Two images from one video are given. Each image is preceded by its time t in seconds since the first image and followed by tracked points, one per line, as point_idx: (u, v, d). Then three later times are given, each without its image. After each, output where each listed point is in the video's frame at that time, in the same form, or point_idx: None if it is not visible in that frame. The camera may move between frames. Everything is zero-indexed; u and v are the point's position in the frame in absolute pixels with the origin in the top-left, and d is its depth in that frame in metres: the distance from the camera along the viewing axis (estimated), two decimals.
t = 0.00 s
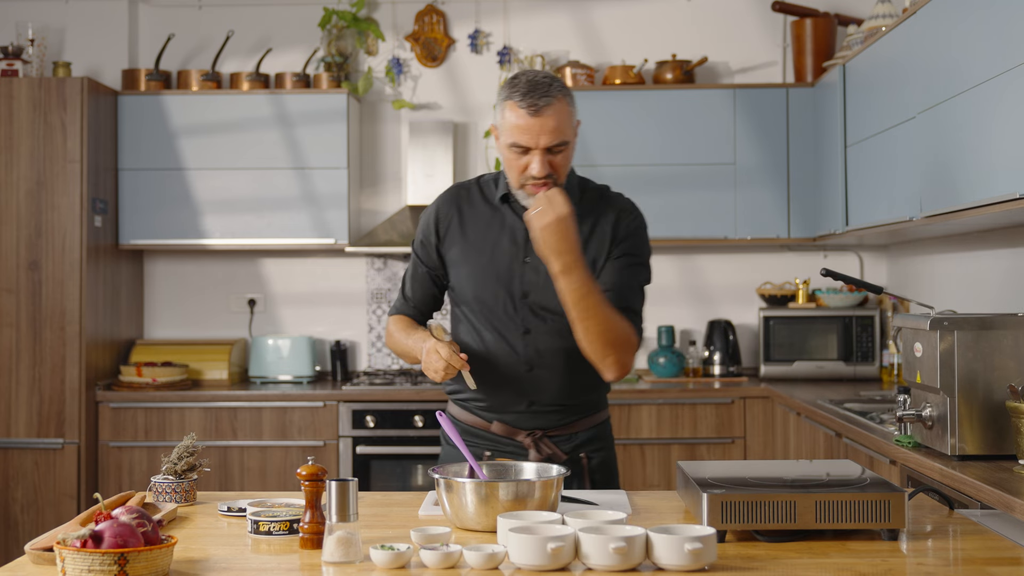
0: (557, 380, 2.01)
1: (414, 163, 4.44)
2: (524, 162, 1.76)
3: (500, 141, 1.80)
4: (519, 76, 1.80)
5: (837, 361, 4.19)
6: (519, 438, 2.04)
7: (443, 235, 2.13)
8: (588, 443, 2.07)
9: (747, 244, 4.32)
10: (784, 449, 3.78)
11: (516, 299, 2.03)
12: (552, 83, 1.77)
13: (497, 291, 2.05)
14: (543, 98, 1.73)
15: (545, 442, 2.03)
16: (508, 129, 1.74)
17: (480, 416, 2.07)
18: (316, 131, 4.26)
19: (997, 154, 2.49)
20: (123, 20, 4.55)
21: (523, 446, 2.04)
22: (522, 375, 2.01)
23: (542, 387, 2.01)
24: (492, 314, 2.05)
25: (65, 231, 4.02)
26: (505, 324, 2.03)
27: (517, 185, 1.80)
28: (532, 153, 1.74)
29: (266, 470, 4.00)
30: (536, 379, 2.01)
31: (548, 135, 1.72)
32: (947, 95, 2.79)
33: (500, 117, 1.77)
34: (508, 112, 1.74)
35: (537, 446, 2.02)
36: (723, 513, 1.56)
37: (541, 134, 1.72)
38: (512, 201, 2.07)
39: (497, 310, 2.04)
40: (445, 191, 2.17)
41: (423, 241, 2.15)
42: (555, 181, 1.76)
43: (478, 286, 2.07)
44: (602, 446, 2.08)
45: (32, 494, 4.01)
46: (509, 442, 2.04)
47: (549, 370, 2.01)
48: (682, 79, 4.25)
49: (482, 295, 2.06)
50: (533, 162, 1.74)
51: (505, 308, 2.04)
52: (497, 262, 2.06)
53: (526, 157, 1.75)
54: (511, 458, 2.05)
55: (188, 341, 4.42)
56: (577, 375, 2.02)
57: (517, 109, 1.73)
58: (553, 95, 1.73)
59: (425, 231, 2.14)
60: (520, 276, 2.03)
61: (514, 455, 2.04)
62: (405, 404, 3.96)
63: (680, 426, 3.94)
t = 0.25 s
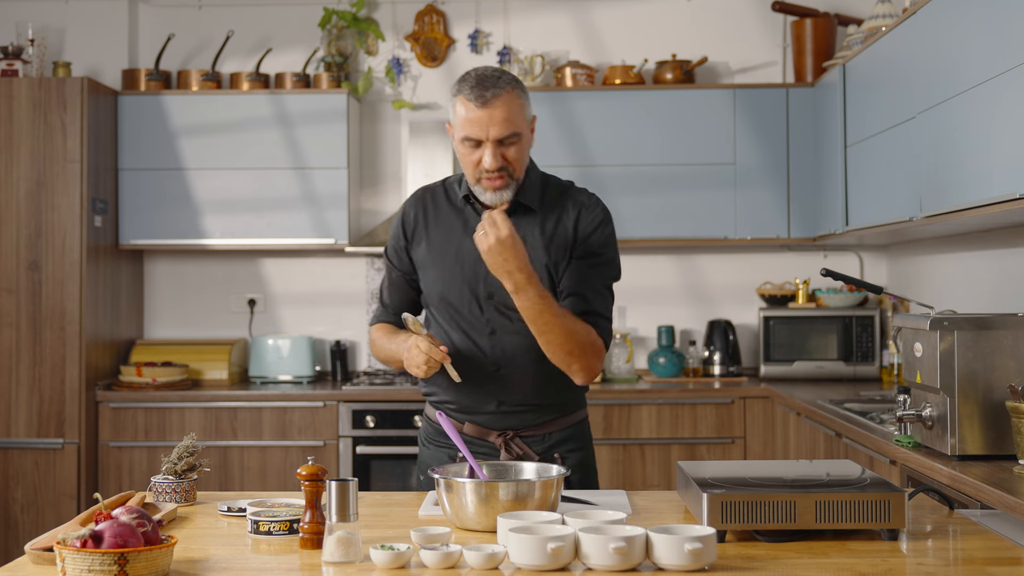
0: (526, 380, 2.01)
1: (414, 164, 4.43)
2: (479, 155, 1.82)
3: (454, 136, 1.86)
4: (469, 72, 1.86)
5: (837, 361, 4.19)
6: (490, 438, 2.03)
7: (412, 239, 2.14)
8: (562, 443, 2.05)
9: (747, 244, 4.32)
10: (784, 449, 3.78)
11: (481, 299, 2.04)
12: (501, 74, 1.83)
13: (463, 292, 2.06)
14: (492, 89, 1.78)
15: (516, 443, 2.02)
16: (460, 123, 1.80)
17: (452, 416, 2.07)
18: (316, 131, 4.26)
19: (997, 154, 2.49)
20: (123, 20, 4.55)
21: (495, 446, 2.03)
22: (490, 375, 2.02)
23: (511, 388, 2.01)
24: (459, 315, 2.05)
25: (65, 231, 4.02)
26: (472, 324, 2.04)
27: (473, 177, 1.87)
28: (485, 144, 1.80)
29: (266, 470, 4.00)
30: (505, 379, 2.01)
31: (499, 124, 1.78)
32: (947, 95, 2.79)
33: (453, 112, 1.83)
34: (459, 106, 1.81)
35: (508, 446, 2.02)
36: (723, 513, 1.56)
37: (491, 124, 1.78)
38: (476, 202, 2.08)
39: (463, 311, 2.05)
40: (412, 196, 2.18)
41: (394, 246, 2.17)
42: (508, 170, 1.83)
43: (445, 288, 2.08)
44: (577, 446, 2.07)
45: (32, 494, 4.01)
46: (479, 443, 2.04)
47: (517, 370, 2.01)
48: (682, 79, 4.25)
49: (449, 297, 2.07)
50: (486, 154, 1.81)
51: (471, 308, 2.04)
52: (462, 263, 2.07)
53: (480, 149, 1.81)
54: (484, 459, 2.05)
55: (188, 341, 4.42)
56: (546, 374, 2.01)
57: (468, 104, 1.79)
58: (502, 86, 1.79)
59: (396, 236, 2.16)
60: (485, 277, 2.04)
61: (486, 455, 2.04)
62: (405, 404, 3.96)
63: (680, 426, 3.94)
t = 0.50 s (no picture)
0: (525, 377, 2.01)
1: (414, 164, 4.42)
2: (467, 129, 1.83)
3: (439, 118, 1.87)
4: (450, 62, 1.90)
5: (837, 361, 4.19)
6: (491, 438, 2.02)
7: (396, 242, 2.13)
8: (560, 440, 2.05)
9: (747, 244, 4.32)
10: (784, 449, 3.78)
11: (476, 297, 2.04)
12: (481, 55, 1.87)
13: (458, 291, 2.06)
14: (473, 62, 1.82)
15: (517, 442, 2.01)
16: (445, 98, 1.82)
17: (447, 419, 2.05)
18: (316, 131, 4.26)
19: (997, 154, 2.49)
20: (123, 20, 4.55)
21: (496, 447, 2.02)
22: (489, 374, 2.01)
23: (510, 386, 2.01)
24: (455, 315, 2.06)
25: (65, 231, 4.02)
26: (469, 324, 2.04)
27: (461, 155, 1.85)
28: (471, 115, 1.81)
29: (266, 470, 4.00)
30: (506, 378, 2.01)
31: (484, 93, 1.80)
32: (947, 96, 2.79)
33: (437, 94, 1.86)
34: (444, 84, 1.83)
35: (510, 446, 2.00)
36: (723, 513, 1.56)
37: (477, 93, 1.80)
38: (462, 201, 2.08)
39: (459, 310, 2.05)
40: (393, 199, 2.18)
41: (374, 251, 2.15)
42: (495, 140, 1.82)
43: (439, 289, 2.08)
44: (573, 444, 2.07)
45: (32, 494, 4.01)
46: (479, 443, 2.02)
47: (516, 367, 2.01)
48: (682, 79, 4.25)
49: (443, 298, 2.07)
50: (472, 124, 1.81)
51: (467, 308, 2.05)
52: (454, 263, 2.07)
53: (467, 122, 1.82)
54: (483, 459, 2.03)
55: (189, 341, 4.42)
56: (544, 369, 2.02)
57: (450, 79, 1.82)
58: (483, 61, 1.83)
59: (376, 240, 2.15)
60: (479, 275, 2.04)
61: (487, 455, 2.03)
62: (405, 404, 3.96)
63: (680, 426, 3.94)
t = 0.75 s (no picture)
0: (518, 378, 2.01)
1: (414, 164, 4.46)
2: (466, 134, 1.83)
3: (438, 122, 1.87)
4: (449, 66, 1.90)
5: (837, 361, 4.19)
6: (484, 438, 2.02)
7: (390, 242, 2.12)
8: (551, 440, 2.06)
9: (747, 244, 4.32)
10: (784, 449, 3.78)
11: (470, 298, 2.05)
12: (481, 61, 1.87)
13: (451, 293, 2.06)
14: (475, 67, 1.82)
15: (510, 442, 2.01)
16: (446, 103, 1.82)
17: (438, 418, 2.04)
18: (316, 131, 4.26)
19: (997, 153, 2.49)
20: (123, 20, 4.55)
21: (488, 447, 2.02)
22: (482, 373, 2.01)
23: (503, 386, 2.01)
24: (448, 315, 2.06)
25: (65, 231, 4.02)
26: (462, 324, 2.05)
27: (459, 162, 1.85)
28: (471, 121, 1.81)
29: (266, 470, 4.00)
30: (498, 379, 2.01)
31: (484, 99, 1.80)
32: (947, 95, 2.79)
33: (437, 97, 1.85)
34: (444, 88, 1.83)
35: (502, 446, 2.00)
36: (723, 513, 1.56)
37: (478, 99, 1.79)
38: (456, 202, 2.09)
39: (452, 311, 2.06)
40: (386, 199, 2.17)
41: (368, 251, 2.14)
42: (494, 149, 1.82)
43: (433, 290, 2.08)
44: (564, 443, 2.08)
45: (32, 494, 4.01)
46: (472, 443, 2.02)
47: (508, 367, 2.01)
48: (682, 79, 4.25)
49: (436, 299, 2.07)
50: (473, 131, 1.81)
51: (460, 308, 2.05)
52: (447, 264, 2.07)
53: (466, 128, 1.82)
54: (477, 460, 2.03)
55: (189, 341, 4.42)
56: (536, 370, 2.03)
57: (451, 85, 1.82)
58: (484, 67, 1.83)
59: (369, 239, 2.13)
60: (472, 276, 2.05)
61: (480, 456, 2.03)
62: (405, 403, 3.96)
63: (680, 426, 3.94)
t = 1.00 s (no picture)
0: (514, 378, 2.02)
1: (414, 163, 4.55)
2: (467, 136, 1.82)
3: (439, 123, 1.87)
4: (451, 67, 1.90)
5: (837, 361, 4.19)
6: (480, 438, 2.02)
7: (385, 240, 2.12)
8: (546, 439, 2.07)
9: (747, 244, 4.32)
10: (784, 449, 3.78)
11: (467, 298, 2.05)
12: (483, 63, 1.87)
13: (449, 292, 2.06)
14: (477, 69, 1.82)
15: (506, 442, 2.00)
16: (447, 104, 1.82)
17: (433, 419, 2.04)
18: (316, 131, 4.26)
19: (997, 154, 2.49)
20: (123, 20, 4.55)
21: (484, 446, 2.01)
22: (478, 372, 2.01)
23: (500, 385, 2.02)
24: (445, 314, 2.06)
25: (65, 231, 4.02)
26: (458, 322, 2.04)
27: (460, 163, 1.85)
28: (473, 123, 1.81)
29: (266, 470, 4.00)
30: (494, 378, 2.01)
31: (487, 101, 1.80)
32: (947, 95, 2.79)
33: (438, 99, 1.85)
34: (446, 89, 1.83)
35: (498, 446, 1.99)
36: (723, 513, 1.56)
37: (480, 101, 1.79)
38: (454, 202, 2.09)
39: (449, 310, 2.05)
40: (381, 197, 2.16)
41: (363, 248, 2.13)
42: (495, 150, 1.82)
43: (429, 289, 2.07)
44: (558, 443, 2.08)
45: (32, 494, 4.01)
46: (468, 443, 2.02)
47: (505, 367, 2.02)
48: (682, 79, 4.26)
49: (433, 298, 2.07)
50: (474, 132, 1.81)
51: (456, 307, 2.05)
52: (445, 263, 2.07)
53: (468, 130, 1.82)
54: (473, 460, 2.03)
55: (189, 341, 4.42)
56: (532, 370, 2.04)
57: (454, 85, 1.82)
58: (487, 69, 1.83)
59: (365, 237, 2.12)
60: (470, 275, 2.05)
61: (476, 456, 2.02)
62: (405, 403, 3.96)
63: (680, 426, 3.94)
